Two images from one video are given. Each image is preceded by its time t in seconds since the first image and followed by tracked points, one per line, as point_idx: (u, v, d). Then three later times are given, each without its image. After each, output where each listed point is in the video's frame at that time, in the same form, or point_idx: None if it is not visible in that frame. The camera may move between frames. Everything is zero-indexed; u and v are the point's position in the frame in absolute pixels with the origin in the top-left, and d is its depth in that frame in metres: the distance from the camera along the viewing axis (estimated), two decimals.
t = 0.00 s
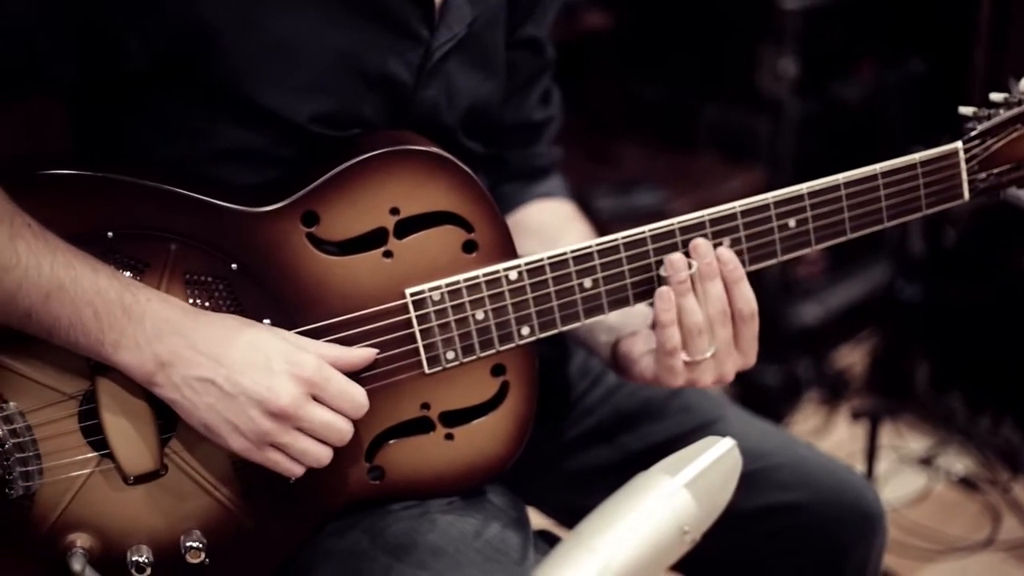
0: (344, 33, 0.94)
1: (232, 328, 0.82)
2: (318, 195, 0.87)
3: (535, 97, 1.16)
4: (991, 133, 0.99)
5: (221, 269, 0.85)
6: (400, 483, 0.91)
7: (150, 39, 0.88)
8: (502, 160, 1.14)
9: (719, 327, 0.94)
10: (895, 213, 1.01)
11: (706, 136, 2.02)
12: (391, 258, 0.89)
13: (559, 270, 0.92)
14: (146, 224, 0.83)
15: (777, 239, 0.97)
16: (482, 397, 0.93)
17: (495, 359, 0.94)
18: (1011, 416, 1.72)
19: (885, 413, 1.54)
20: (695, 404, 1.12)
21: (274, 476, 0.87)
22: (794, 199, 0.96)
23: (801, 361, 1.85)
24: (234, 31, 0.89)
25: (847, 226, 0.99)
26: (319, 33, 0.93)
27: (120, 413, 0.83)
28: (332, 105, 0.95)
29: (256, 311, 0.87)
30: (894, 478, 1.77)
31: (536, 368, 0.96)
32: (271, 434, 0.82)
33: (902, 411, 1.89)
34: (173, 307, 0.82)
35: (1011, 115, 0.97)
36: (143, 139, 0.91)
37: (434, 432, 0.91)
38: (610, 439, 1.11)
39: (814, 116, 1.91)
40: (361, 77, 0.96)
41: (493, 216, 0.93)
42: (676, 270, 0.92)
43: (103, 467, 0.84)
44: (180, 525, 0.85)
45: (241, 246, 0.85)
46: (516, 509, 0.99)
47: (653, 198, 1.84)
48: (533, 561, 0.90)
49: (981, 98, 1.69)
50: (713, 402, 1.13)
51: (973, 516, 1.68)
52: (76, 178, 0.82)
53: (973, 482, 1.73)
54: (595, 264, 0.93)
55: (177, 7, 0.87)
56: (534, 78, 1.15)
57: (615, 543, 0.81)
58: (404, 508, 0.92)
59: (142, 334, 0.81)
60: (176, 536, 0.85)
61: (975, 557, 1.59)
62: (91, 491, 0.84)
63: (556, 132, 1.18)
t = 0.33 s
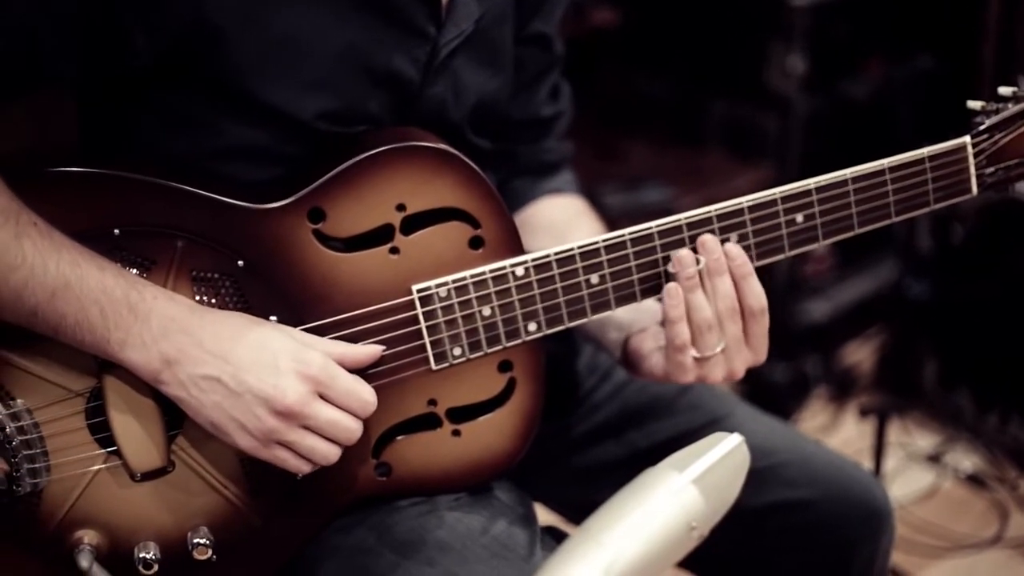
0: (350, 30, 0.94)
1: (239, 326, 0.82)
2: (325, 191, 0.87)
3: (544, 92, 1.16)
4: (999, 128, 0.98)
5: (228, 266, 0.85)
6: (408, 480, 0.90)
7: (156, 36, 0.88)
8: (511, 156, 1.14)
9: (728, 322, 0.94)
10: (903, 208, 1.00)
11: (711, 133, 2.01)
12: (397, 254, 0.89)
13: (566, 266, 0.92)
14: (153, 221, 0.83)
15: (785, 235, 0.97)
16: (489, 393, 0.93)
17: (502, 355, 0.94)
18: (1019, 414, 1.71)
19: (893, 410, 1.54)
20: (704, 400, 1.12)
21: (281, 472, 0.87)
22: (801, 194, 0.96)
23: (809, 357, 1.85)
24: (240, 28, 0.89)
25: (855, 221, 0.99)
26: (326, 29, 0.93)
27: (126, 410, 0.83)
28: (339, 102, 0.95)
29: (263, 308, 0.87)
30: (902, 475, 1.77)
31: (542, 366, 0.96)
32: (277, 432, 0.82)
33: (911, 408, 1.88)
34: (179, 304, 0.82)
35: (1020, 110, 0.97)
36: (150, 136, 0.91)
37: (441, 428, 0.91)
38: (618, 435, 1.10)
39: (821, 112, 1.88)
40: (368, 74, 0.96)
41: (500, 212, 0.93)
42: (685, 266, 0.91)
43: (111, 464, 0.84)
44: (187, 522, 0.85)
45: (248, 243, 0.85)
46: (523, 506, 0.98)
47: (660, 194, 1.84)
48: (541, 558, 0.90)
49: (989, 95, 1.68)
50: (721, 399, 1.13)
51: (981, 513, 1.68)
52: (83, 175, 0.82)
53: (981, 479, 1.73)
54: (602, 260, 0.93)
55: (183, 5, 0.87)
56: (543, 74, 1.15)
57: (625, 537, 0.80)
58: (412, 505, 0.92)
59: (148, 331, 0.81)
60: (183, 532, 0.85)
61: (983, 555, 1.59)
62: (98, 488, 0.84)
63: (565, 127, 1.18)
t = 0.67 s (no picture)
0: (353, 20, 0.93)
1: (242, 316, 0.82)
2: (327, 181, 0.87)
3: (549, 84, 1.16)
4: (1006, 117, 0.98)
5: (231, 256, 0.85)
6: (411, 470, 0.90)
7: (157, 28, 0.87)
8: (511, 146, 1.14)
9: (734, 311, 0.93)
10: (909, 198, 1.00)
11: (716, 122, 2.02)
12: (400, 244, 0.89)
13: (569, 256, 0.92)
14: (156, 212, 0.83)
15: (789, 225, 0.96)
16: (492, 383, 0.93)
17: (505, 345, 0.94)
18: None
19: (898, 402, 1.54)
20: (708, 392, 1.12)
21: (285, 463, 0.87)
22: (806, 183, 0.95)
23: (814, 349, 1.84)
24: (243, 19, 0.88)
25: (860, 211, 0.98)
26: (330, 20, 0.92)
27: (129, 400, 0.83)
28: (343, 93, 0.94)
29: (266, 299, 0.86)
30: (906, 468, 1.77)
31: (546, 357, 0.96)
32: (279, 423, 0.81)
33: (916, 401, 1.88)
34: (181, 295, 0.82)
35: None
36: (154, 127, 0.91)
37: (444, 418, 0.91)
38: (622, 426, 1.10)
39: (826, 103, 1.92)
40: (371, 66, 0.95)
41: (504, 202, 0.92)
42: (691, 258, 0.91)
43: (113, 454, 0.84)
44: (190, 511, 0.86)
45: (251, 233, 0.85)
46: (527, 496, 0.98)
47: (666, 186, 1.81)
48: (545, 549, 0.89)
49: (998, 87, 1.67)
50: (726, 390, 1.13)
51: (987, 507, 1.67)
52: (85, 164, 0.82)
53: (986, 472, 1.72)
54: (606, 250, 0.93)
55: None
56: (547, 66, 1.15)
57: (630, 525, 0.80)
58: (415, 495, 0.92)
59: (151, 320, 0.81)
60: (187, 522, 0.85)
61: (988, 548, 1.58)
62: (102, 478, 0.84)
63: (568, 118, 1.18)
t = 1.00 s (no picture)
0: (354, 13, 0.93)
1: (250, 308, 0.82)
2: (334, 173, 0.87)
3: (543, 63, 1.14)
4: (1012, 103, 0.98)
5: (238, 248, 0.85)
6: (420, 461, 0.90)
7: (161, 27, 0.87)
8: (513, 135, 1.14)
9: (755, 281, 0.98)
10: (916, 183, 0.99)
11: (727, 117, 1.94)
12: (407, 235, 0.89)
13: (576, 245, 0.92)
14: (163, 204, 0.83)
15: (797, 212, 0.96)
16: (499, 373, 0.93)
17: (513, 335, 0.93)
18: None
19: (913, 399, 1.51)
20: (714, 384, 1.11)
21: (293, 453, 0.87)
22: (813, 170, 0.95)
23: (828, 343, 1.83)
24: (244, 14, 0.88)
25: (868, 197, 0.98)
26: (332, 13, 0.92)
27: (137, 391, 0.83)
28: (348, 90, 0.95)
29: (273, 291, 0.86)
30: (920, 462, 1.76)
31: (553, 342, 0.96)
32: (289, 416, 0.81)
33: (930, 395, 1.87)
34: (189, 286, 0.82)
35: None
36: (158, 123, 0.92)
37: (453, 408, 0.90)
38: (630, 418, 1.10)
39: (841, 97, 1.81)
40: (374, 60, 0.95)
41: (510, 192, 0.92)
42: (712, 269, 0.94)
43: (123, 447, 0.84)
44: (199, 504, 0.85)
45: (258, 225, 0.85)
46: (537, 489, 0.98)
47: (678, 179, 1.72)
48: (553, 542, 0.89)
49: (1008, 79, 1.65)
50: (733, 382, 1.12)
51: (1001, 501, 1.66)
52: (92, 158, 0.82)
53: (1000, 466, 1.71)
54: (613, 239, 0.92)
55: None
56: (546, 46, 1.14)
57: (632, 520, 0.79)
58: (423, 486, 0.92)
59: (159, 312, 0.81)
60: (196, 514, 0.85)
61: (1001, 542, 1.57)
62: (111, 471, 0.84)
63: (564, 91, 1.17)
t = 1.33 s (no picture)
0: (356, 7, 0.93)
1: (260, 294, 0.83)
2: (341, 164, 0.87)
3: (546, 48, 1.14)
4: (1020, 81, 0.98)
5: (247, 242, 0.85)
6: (432, 451, 0.90)
7: (161, 27, 0.88)
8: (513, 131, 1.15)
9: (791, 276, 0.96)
10: (923, 165, 0.99)
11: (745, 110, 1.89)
12: (416, 225, 0.89)
13: (585, 233, 0.92)
14: (171, 199, 0.84)
15: (805, 195, 0.96)
16: (510, 363, 0.93)
17: (524, 323, 0.93)
18: None
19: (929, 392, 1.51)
20: (725, 374, 1.11)
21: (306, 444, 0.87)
22: (821, 153, 0.95)
23: (846, 338, 1.86)
24: (243, 9, 0.88)
25: (875, 179, 0.98)
26: (332, 6, 0.92)
27: (149, 385, 0.83)
28: (353, 85, 0.95)
29: (283, 282, 0.86)
30: (938, 459, 1.75)
31: (563, 329, 0.96)
32: (297, 397, 0.81)
33: (948, 390, 1.87)
34: (199, 277, 0.82)
35: None
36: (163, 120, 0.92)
37: (466, 398, 0.91)
38: (641, 407, 1.10)
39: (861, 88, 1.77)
40: (376, 53, 0.95)
41: (518, 180, 0.93)
42: (764, 240, 0.93)
43: (136, 443, 0.84)
44: (214, 497, 0.85)
45: (266, 217, 0.85)
46: (550, 479, 0.98)
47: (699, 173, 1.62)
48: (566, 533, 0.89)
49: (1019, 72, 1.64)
50: (745, 372, 1.12)
51: (1020, 496, 1.65)
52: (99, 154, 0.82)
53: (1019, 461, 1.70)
54: (622, 226, 0.92)
55: None
56: (546, 31, 1.14)
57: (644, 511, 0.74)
58: (438, 477, 0.92)
59: (169, 304, 0.81)
60: (211, 508, 0.85)
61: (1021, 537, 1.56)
62: (124, 467, 0.84)
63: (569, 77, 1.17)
